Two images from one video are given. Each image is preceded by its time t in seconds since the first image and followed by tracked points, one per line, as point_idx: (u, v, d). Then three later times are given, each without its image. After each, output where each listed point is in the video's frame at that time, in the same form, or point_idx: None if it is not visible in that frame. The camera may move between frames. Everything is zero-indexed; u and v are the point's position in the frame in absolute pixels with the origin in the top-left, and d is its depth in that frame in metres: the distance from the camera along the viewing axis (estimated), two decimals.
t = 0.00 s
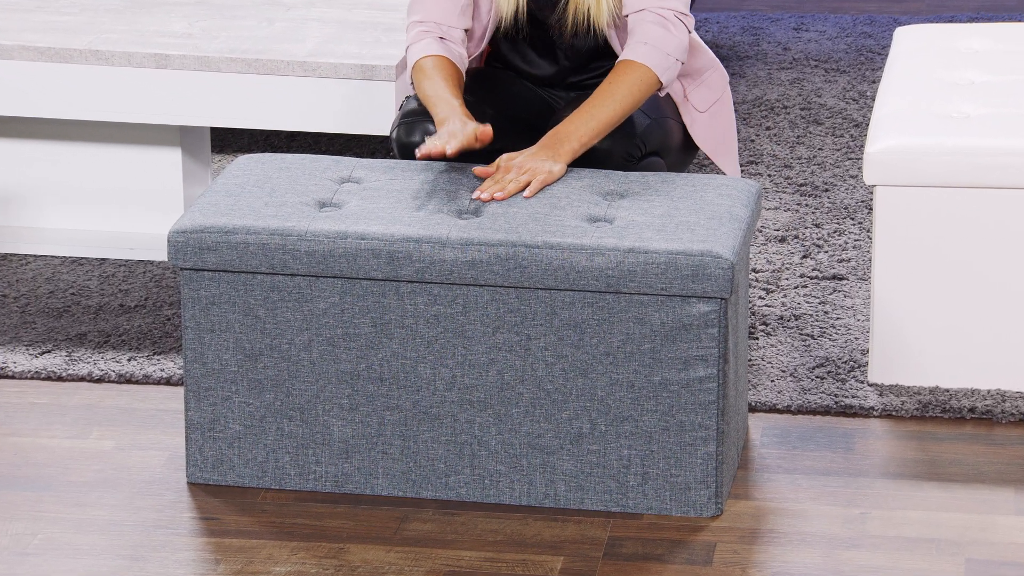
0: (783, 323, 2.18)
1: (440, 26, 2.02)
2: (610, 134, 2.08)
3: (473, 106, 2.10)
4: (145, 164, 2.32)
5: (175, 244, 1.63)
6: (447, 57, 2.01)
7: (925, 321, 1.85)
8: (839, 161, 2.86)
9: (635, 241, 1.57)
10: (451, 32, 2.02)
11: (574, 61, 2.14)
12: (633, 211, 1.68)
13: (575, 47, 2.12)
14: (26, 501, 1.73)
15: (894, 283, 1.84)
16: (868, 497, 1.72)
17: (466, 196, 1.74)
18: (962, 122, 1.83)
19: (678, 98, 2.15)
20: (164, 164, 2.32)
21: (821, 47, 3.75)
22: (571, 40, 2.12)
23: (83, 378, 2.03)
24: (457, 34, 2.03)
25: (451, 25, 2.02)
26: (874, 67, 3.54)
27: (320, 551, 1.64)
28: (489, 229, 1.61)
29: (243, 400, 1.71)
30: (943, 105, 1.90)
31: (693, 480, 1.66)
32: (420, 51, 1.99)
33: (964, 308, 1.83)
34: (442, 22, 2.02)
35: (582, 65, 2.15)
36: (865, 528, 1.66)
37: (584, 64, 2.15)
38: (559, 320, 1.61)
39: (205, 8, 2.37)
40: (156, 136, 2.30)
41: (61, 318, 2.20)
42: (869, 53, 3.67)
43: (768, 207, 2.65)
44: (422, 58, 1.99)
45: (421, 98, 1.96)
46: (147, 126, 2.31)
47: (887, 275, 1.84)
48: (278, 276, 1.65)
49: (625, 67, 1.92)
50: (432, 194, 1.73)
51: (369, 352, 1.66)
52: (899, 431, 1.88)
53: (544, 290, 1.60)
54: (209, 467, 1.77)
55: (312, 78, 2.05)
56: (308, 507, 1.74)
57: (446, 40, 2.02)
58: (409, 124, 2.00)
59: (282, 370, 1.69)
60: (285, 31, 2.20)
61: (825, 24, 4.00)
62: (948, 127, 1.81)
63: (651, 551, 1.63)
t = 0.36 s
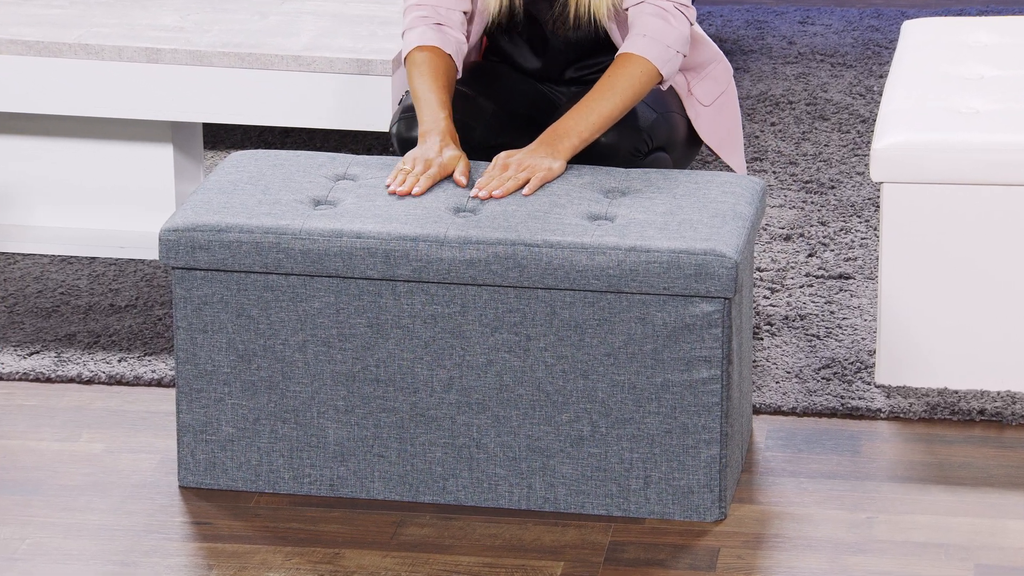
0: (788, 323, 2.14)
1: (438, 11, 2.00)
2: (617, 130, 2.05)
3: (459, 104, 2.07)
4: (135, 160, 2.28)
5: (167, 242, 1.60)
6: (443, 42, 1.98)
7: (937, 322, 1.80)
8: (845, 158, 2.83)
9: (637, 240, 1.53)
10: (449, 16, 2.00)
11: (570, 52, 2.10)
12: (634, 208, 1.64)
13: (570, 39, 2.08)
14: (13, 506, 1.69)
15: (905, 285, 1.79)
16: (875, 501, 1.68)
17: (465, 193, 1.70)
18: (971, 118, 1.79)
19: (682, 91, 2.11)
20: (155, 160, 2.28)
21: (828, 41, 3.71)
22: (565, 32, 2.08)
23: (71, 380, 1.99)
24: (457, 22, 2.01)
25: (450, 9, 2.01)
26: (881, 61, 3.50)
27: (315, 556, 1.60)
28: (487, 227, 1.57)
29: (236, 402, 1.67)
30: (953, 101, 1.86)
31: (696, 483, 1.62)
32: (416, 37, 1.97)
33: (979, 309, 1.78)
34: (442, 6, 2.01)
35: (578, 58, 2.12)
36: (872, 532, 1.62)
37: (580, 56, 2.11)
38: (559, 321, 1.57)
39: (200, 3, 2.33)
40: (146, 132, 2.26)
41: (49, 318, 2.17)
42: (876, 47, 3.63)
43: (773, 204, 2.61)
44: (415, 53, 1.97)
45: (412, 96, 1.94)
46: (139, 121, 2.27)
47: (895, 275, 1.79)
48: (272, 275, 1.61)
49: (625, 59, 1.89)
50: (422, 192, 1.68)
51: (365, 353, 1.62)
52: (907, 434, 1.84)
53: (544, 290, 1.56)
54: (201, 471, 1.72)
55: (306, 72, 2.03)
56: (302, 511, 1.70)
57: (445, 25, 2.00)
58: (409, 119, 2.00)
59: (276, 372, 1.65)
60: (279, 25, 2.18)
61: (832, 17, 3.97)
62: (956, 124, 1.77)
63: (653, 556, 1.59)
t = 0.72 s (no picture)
0: (793, 323, 2.10)
1: None
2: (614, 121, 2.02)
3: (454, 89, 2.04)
4: (126, 156, 2.25)
5: (158, 241, 1.56)
6: (440, 29, 1.96)
7: (945, 323, 1.76)
8: (851, 154, 2.79)
9: (638, 238, 1.50)
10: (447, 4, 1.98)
11: (570, 47, 2.06)
12: (636, 206, 1.60)
13: (571, 33, 2.04)
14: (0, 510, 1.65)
15: (912, 285, 1.75)
16: (881, 505, 1.65)
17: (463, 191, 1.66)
18: (980, 114, 1.75)
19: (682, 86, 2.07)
20: (146, 156, 2.25)
21: (833, 34, 3.68)
22: (566, 25, 2.04)
23: (60, 381, 1.95)
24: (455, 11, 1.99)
25: None
26: (888, 55, 3.47)
27: (308, 561, 1.56)
28: (485, 225, 1.53)
29: (228, 404, 1.63)
30: (963, 97, 1.82)
31: (699, 487, 1.58)
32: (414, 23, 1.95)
33: (988, 310, 1.74)
34: None
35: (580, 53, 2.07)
36: (878, 537, 1.58)
37: (581, 51, 2.07)
38: (559, 321, 1.53)
39: None
40: (137, 128, 2.23)
41: (37, 319, 2.13)
42: (883, 40, 3.60)
43: (777, 202, 2.57)
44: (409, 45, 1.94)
45: (406, 87, 1.91)
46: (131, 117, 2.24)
47: (901, 275, 1.75)
48: (265, 274, 1.57)
49: (624, 54, 1.86)
50: (418, 189, 1.64)
51: (360, 354, 1.58)
52: (914, 436, 1.80)
53: (544, 289, 1.52)
54: (192, 474, 1.68)
55: (299, 67, 2.02)
56: (295, 516, 1.66)
57: (444, 13, 1.98)
58: (403, 103, 1.98)
59: (269, 374, 1.61)
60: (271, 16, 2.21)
61: (837, 11, 3.93)
62: (964, 121, 1.73)
63: (655, 561, 1.55)
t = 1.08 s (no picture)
0: (797, 322, 2.07)
1: None
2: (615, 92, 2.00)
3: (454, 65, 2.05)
4: (119, 152, 2.22)
5: (150, 238, 1.53)
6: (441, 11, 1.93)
7: (954, 324, 1.73)
8: (856, 151, 2.76)
9: (639, 236, 1.47)
10: None
11: (572, 39, 2.02)
12: (638, 203, 1.57)
13: (574, 23, 2.01)
14: None
15: (920, 285, 1.72)
16: (887, 508, 1.61)
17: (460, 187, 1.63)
18: (988, 109, 1.73)
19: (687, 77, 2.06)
20: (139, 153, 2.22)
21: (838, 28, 3.65)
22: (569, 16, 2.00)
23: (51, 382, 1.93)
24: None
25: None
26: (894, 50, 3.43)
27: (303, 566, 1.53)
28: (485, 222, 1.50)
29: (222, 405, 1.60)
30: (971, 93, 1.79)
31: (702, 490, 1.54)
32: (415, 2, 1.93)
33: (998, 310, 1.71)
34: None
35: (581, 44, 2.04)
36: (884, 540, 1.55)
37: (581, 43, 2.04)
38: (559, 320, 1.50)
39: None
40: (130, 124, 2.20)
41: (27, 319, 2.11)
42: (889, 35, 3.57)
43: (781, 199, 2.54)
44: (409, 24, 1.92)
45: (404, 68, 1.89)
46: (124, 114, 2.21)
47: (908, 275, 1.72)
48: (260, 273, 1.54)
49: (607, 36, 1.84)
50: (417, 186, 1.61)
51: (357, 354, 1.55)
52: (921, 438, 1.77)
53: (544, 288, 1.49)
54: (186, 477, 1.65)
55: (292, 62, 2.01)
56: (291, 519, 1.63)
57: None
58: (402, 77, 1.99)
59: (264, 374, 1.58)
60: (266, 11, 2.20)
61: (843, 5, 3.90)
62: (971, 116, 1.70)
63: (657, 565, 1.52)
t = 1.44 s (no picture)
0: (799, 323, 2.06)
1: None
2: (643, 75, 2.01)
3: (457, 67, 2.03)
4: (116, 151, 2.21)
5: (147, 237, 1.52)
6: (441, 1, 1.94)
7: (959, 324, 1.72)
8: (858, 149, 2.75)
9: (639, 235, 1.46)
10: None
11: (572, 31, 2.02)
12: (638, 202, 1.56)
13: (573, 16, 2.00)
14: None
15: (926, 287, 1.71)
16: (889, 509, 1.60)
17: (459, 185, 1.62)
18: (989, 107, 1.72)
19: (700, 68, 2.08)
20: (137, 151, 2.21)
21: (840, 26, 3.64)
22: (568, 9, 2.00)
23: (47, 382, 1.92)
24: None
25: None
26: (896, 48, 3.42)
27: (301, 567, 1.52)
28: (484, 221, 1.49)
29: (220, 405, 1.59)
30: (972, 91, 1.78)
31: (703, 490, 1.53)
32: None
33: (1004, 311, 1.70)
34: None
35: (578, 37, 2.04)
36: (886, 541, 1.54)
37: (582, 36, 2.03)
38: (559, 320, 1.49)
39: None
40: (127, 123, 2.19)
41: (23, 319, 2.10)
42: (891, 33, 3.56)
43: (782, 198, 2.53)
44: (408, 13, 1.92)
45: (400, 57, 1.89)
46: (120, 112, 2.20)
47: (911, 276, 1.71)
48: (258, 272, 1.53)
49: (606, 19, 1.83)
50: (418, 184, 1.60)
51: (356, 353, 1.54)
52: (923, 438, 1.77)
53: (543, 287, 1.48)
54: (183, 478, 1.64)
55: (291, 60, 2.00)
56: (289, 520, 1.62)
57: None
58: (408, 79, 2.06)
59: (262, 374, 1.57)
60: (263, 9, 2.19)
61: (845, 3, 3.90)
62: (973, 114, 1.69)
63: (657, 567, 1.51)
